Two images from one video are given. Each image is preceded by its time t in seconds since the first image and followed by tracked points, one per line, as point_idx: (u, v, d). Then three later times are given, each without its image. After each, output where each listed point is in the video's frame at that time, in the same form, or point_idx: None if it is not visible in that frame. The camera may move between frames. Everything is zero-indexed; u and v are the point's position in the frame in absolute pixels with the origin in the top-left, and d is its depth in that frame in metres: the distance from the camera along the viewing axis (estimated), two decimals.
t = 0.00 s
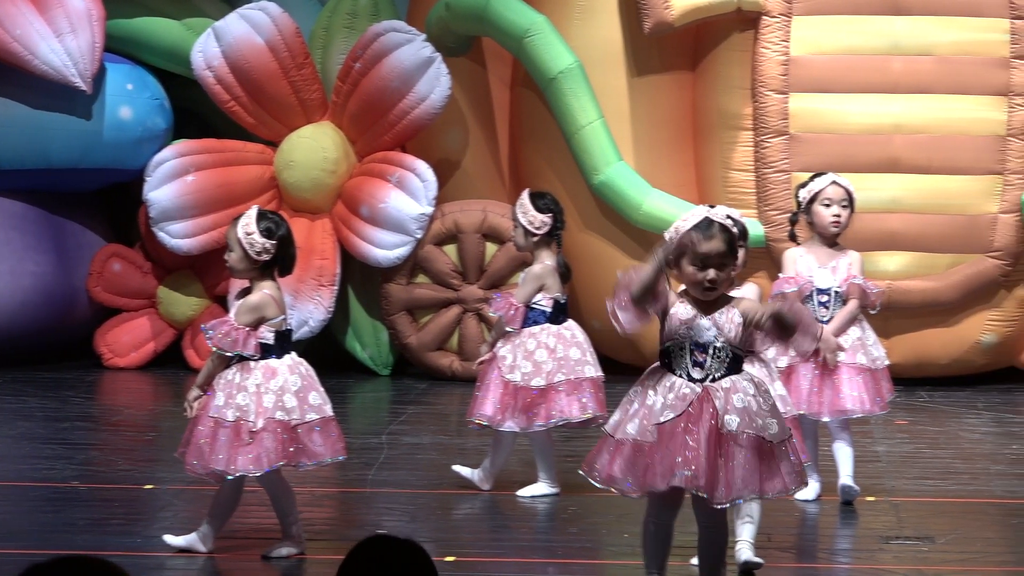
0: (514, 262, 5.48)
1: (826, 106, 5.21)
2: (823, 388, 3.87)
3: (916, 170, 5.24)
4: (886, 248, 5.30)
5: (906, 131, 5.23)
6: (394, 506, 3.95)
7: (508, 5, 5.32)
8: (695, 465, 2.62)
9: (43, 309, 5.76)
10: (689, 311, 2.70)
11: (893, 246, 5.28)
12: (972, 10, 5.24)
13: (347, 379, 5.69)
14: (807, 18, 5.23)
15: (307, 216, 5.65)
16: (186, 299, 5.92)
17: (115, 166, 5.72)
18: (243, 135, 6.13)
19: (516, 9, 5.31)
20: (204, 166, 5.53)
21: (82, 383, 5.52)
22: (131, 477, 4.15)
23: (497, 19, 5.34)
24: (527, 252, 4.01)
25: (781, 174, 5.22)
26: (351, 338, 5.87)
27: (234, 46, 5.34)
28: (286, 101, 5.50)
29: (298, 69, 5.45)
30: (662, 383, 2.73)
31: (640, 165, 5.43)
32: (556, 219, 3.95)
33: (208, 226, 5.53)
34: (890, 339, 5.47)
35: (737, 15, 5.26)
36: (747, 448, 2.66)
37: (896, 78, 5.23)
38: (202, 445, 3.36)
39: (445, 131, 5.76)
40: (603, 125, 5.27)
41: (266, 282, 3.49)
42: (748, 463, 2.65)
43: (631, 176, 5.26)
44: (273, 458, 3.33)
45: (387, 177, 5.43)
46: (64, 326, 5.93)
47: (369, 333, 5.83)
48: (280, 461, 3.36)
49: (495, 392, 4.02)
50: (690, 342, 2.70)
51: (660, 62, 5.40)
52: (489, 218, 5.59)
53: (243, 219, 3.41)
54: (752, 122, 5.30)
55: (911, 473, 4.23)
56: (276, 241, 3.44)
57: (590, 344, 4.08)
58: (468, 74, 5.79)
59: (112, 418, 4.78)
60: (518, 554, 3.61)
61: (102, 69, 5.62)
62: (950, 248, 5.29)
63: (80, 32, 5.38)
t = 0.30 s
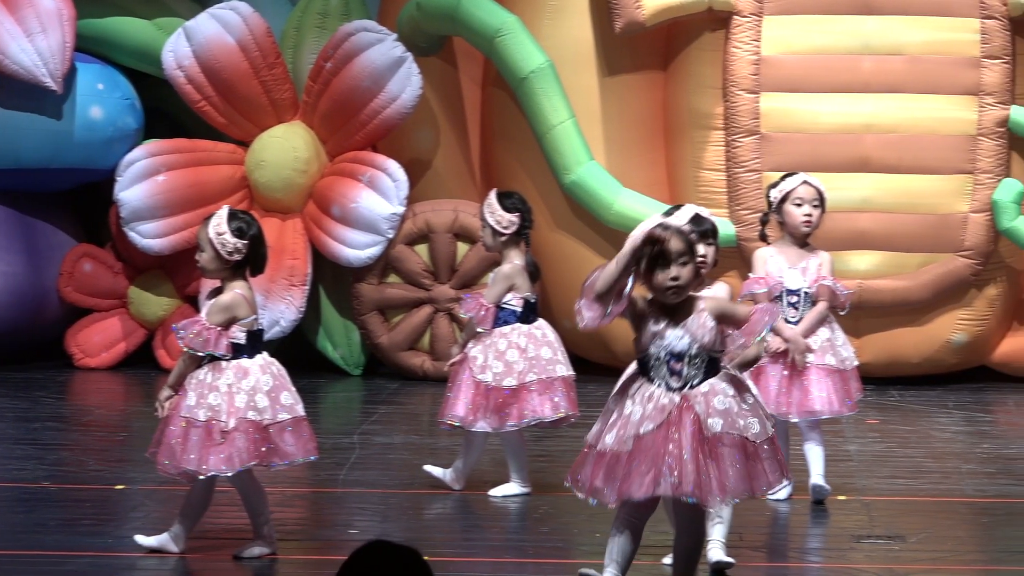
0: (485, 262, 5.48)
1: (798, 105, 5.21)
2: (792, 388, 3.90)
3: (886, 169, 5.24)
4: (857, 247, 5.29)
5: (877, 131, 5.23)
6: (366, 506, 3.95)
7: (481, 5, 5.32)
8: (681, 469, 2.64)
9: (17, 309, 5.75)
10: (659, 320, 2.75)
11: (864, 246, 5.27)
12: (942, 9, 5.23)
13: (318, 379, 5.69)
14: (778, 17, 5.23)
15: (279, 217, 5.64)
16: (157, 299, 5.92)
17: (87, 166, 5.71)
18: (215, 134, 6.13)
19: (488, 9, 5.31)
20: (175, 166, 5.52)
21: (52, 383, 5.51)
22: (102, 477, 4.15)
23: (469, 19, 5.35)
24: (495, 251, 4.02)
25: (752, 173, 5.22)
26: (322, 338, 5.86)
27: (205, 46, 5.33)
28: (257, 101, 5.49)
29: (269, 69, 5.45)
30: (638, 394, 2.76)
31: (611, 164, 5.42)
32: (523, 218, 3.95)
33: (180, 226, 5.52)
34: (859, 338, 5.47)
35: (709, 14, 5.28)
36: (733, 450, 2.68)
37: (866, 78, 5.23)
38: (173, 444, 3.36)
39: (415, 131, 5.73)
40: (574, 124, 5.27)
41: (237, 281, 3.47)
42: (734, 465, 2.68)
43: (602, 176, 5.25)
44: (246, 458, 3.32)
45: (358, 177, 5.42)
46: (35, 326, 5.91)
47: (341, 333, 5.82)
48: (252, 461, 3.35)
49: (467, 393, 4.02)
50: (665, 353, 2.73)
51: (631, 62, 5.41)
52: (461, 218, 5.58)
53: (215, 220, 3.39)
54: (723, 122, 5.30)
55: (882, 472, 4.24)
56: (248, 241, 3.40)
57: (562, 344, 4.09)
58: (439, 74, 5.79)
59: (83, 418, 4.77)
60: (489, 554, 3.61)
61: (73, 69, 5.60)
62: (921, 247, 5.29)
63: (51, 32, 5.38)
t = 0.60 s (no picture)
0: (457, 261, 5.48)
1: (770, 105, 5.22)
2: (763, 387, 3.92)
3: (858, 169, 5.24)
4: (830, 247, 5.28)
5: (850, 130, 5.23)
6: (338, 506, 3.94)
7: (454, 5, 5.32)
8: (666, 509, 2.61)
9: None
10: (627, 356, 2.62)
11: (837, 245, 5.27)
12: (914, 10, 5.24)
13: (291, 379, 5.70)
14: (750, 16, 5.25)
15: (251, 216, 5.63)
16: (128, 299, 5.91)
17: (59, 166, 5.69)
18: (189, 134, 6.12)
19: (461, 9, 5.30)
20: (148, 165, 5.51)
21: (24, 382, 5.50)
22: (73, 477, 4.15)
23: (442, 19, 5.34)
24: (466, 251, 4.04)
25: (724, 173, 5.22)
26: (295, 338, 5.83)
27: (177, 45, 5.33)
28: (229, 101, 5.48)
29: (241, 68, 5.45)
30: (611, 423, 2.68)
31: (584, 164, 5.41)
32: (494, 217, 3.99)
33: (152, 226, 5.50)
34: (830, 338, 5.46)
35: (681, 14, 5.29)
36: (713, 475, 2.65)
37: (839, 77, 5.24)
38: (146, 445, 3.35)
39: (388, 131, 5.70)
40: (547, 124, 5.27)
41: (209, 281, 3.43)
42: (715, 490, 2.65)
43: (575, 175, 5.25)
44: (218, 456, 3.31)
45: (330, 176, 5.41)
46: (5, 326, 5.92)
47: (313, 333, 5.81)
48: (224, 461, 3.34)
49: (441, 394, 4.02)
50: (636, 384, 2.64)
51: (604, 62, 5.41)
52: (433, 217, 5.57)
53: (185, 219, 3.38)
54: (696, 121, 5.31)
55: (855, 471, 4.24)
56: (218, 239, 3.38)
57: (536, 343, 4.09)
58: (412, 73, 5.78)
59: (54, 418, 4.76)
60: (462, 553, 3.61)
61: (44, 69, 5.59)
62: (893, 247, 5.28)
63: (22, 32, 5.38)
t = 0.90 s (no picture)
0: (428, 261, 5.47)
1: (740, 105, 5.22)
2: (734, 387, 3.92)
3: (828, 169, 5.25)
4: (799, 246, 5.30)
5: (820, 129, 5.23)
6: (309, 506, 3.94)
7: (424, 5, 5.30)
8: (621, 497, 2.58)
9: None
10: (596, 338, 2.64)
11: (806, 244, 5.28)
12: (884, 9, 5.23)
13: (260, 379, 5.68)
14: (721, 16, 5.24)
15: (222, 216, 5.62)
16: (98, 299, 5.93)
17: (26, 166, 5.68)
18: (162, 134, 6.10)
19: (431, 9, 5.29)
20: (117, 165, 5.48)
21: None
22: (43, 477, 4.14)
23: (411, 18, 5.33)
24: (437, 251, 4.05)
25: (694, 173, 5.22)
26: (265, 337, 5.81)
27: (147, 45, 5.31)
28: (199, 101, 5.47)
29: (211, 68, 5.44)
30: (575, 408, 2.67)
31: (554, 162, 5.43)
32: (465, 216, 4.00)
33: (121, 226, 5.48)
34: (801, 337, 5.47)
35: (652, 13, 5.28)
36: (671, 470, 2.62)
37: (808, 77, 5.24)
38: (116, 445, 3.31)
39: (359, 130, 5.72)
40: (517, 123, 5.26)
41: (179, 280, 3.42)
42: (672, 485, 2.61)
43: (545, 176, 5.25)
44: (188, 455, 3.30)
45: (300, 176, 5.40)
46: None
47: (284, 333, 5.79)
48: (195, 460, 3.33)
49: (412, 394, 4.01)
50: (602, 367, 2.64)
51: (574, 61, 5.41)
52: (404, 217, 5.56)
53: (155, 219, 3.35)
54: (666, 121, 5.31)
55: (825, 470, 4.25)
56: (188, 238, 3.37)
57: (506, 342, 4.09)
58: (382, 73, 5.78)
59: (24, 419, 4.74)
60: (433, 553, 3.61)
61: (14, 69, 5.59)
62: (863, 246, 5.29)
63: None
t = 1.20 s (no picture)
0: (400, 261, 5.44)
1: (711, 104, 5.22)
2: (705, 386, 3.92)
3: (800, 168, 5.24)
4: (770, 245, 5.29)
5: (790, 129, 5.23)
6: (279, 506, 3.94)
7: (394, 5, 5.27)
8: (589, 472, 2.65)
9: None
10: (571, 315, 2.78)
11: (777, 243, 5.28)
12: (854, 9, 5.23)
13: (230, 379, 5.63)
14: (691, 15, 5.24)
15: (192, 216, 5.58)
16: (68, 300, 5.91)
17: None
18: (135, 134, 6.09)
19: (401, 9, 5.26)
20: (88, 165, 5.48)
21: None
22: (13, 478, 4.14)
23: (382, 18, 5.30)
24: (408, 251, 4.06)
25: (665, 172, 5.22)
26: (235, 337, 5.77)
27: (116, 45, 5.30)
28: (169, 100, 5.44)
29: (181, 68, 5.42)
30: (545, 390, 2.77)
31: (525, 163, 5.40)
32: (435, 216, 4.00)
33: (92, 226, 5.47)
34: (772, 336, 5.48)
35: (622, 13, 5.28)
36: (637, 453, 2.71)
37: (779, 76, 5.24)
38: (87, 444, 3.29)
39: (329, 129, 5.68)
40: (488, 123, 5.24)
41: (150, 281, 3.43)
42: (638, 468, 2.70)
43: (515, 175, 5.22)
44: (159, 456, 3.28)
45: (271, 176, 5.37)
46: None
47: (254, 333, 5.75)
48: (166, 461, 3.31)
49: (383, 393, 4.00)
50: (575, 348, 2.76)
51: (545, 62, 5.40)
52: (374, 217, 5.54)
53: (126, 219, 3.35)
54: (637, 121, 5.30)
55: (796, 470, 4.25)
56: (159, 240, 3.39)
57: (477, 341, 4.09)
58: (353, 73, 5.74)
59: None
60: (404, 553, 3.60)
61: None
62: (834, 245, 5.29)
63: None
